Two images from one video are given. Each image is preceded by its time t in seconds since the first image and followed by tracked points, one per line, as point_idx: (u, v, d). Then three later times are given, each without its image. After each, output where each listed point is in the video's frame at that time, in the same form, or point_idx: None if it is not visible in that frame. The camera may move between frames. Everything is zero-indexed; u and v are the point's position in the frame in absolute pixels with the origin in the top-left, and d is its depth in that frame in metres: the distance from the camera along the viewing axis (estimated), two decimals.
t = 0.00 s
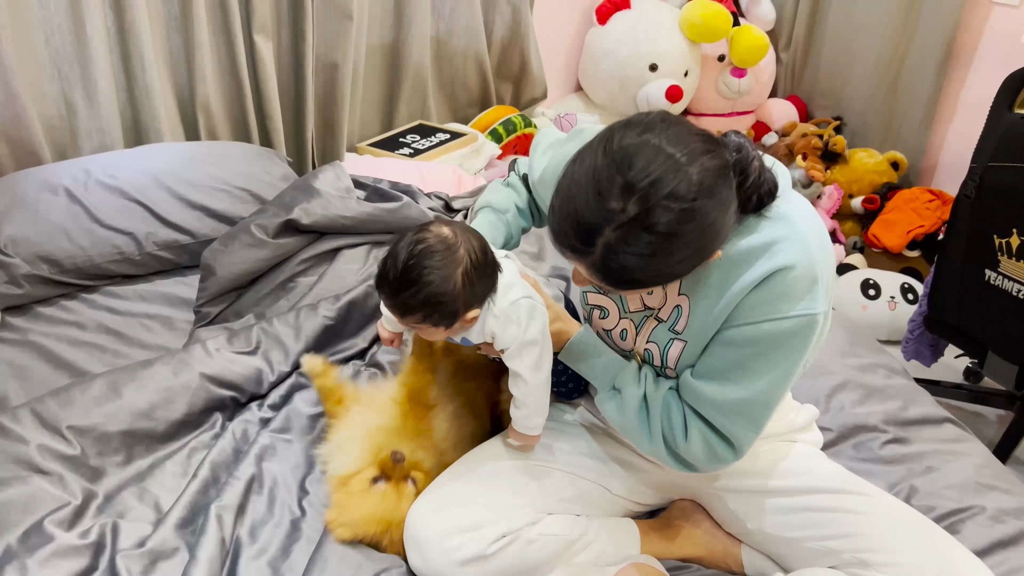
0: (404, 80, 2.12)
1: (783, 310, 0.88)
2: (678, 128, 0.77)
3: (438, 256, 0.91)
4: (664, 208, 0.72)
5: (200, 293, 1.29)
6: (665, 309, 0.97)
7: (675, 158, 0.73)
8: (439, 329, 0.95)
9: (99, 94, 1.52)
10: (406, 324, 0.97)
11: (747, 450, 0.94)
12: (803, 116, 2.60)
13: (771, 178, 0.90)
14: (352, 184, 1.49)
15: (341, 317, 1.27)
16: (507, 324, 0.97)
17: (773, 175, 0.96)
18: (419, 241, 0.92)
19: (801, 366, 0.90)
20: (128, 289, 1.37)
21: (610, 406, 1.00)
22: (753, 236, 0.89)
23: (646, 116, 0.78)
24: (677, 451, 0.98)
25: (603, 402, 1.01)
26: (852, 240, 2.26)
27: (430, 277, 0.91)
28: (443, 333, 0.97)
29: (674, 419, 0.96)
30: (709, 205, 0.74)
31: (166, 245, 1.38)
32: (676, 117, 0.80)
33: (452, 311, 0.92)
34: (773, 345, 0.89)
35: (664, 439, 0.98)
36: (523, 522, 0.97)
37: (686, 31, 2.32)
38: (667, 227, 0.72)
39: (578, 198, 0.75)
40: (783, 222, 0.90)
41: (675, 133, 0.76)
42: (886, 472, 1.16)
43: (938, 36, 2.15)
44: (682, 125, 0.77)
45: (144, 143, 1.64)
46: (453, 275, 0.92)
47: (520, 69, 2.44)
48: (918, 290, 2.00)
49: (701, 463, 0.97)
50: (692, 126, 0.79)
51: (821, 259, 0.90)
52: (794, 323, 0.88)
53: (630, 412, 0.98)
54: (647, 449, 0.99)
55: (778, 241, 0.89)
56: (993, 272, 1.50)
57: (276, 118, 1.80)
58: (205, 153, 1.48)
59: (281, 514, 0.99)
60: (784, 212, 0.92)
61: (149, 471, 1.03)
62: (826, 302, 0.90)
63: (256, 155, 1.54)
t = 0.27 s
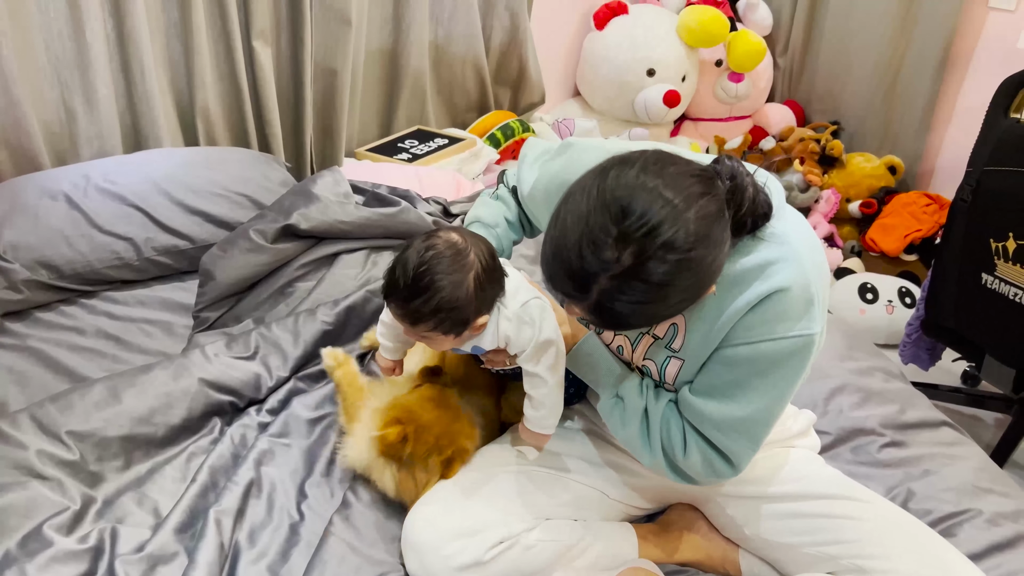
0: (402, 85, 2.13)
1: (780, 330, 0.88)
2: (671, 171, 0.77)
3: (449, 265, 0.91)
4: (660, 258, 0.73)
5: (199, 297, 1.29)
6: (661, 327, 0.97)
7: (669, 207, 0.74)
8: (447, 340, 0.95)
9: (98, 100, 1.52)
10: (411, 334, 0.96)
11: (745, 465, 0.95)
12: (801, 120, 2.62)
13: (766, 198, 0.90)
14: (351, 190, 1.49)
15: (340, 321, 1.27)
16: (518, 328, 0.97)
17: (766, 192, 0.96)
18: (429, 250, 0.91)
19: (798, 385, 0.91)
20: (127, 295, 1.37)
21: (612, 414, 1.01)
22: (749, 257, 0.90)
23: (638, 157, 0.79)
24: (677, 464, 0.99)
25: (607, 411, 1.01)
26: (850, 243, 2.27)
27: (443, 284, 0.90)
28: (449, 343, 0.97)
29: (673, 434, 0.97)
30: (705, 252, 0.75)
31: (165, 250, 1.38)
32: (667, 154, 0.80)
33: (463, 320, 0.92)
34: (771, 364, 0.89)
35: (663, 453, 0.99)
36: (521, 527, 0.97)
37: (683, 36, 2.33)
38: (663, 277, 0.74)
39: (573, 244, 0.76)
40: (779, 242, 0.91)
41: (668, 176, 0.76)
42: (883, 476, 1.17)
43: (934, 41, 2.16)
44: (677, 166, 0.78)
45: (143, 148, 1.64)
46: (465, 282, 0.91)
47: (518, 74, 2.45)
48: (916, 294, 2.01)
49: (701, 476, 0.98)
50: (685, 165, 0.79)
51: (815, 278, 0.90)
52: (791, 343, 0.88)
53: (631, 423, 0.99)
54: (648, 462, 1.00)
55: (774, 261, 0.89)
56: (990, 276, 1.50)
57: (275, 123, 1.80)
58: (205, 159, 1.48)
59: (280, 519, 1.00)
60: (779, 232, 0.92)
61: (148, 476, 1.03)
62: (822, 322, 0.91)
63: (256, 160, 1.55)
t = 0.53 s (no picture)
0: (400, 91, 2.14)
1: (778, 345, 0.88)
2: (668, 200, 0.76)
3: (452, 249, 0.93)
4: (651, 293, 0.74)
5: (196, 302, 1.29)
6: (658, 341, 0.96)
7: (663, 240, 0.74)
8: (446, 326, 0.96)
9: (96, 106, 1.52)
10: (412, 318, 0.98)
11: (740, 478, 0.94)
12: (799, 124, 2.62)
13: (765, 214, 0.89)
14: (348, 194, 1.49)
15: (337, 326, 1.27)
16: (522, 315, 0.99)
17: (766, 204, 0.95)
18: (433, 233, 0.94)
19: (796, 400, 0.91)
20: (124, 300, 1.38)
21: (613, 419, 1.01)
22: (747, 272, 0.89)
23: (635, 183, 0.78)
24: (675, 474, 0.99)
25: (608, 412, 1.02)
26: (848, 246, 2.29)
27: (446, 267, 0.92)
28: (448, 331, 0.98)
29: (671, 445, 0.97)
30: (697, 285, 0.75)
31: (163, 255, 1.38)
32: (665, 178, 0.79)
33: (463, 306, 0.94)
34: (768, 378, 0.89)
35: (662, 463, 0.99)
36: (517, 532, 0.97)
37: (681, 40, 2.33)
38: (653, 311, 0.74)
39: (565, 273, 0.76)
40: (778, 259, 0.90)
41: (663, 206, 0.76)
42: (880, 480, 1.17)
43: (932, 44, 2.16)
44: (673, 194, 0.77)
45: (141, 154, 1.65)
46: (467, 266, 0.93)
47: (516, 79, 2.46)
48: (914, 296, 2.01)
49: (697, 488, 0.98)
50: (683, 191, 0.78)
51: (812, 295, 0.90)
52: (788, 359, 0.88)
53: (631, 432, 0.99)
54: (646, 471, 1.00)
55: (773, 277, 0.89)
56: (987, 278, 1.50)
57: (273, 128, 1.80)
58: (203, 164, 1.48)
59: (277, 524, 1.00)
60: (778, 247, 0.91)
61: (145, 481, 1.03)
62: (820, 337, 0.91)
63: (254, 165, 1.55)
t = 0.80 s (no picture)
0: (399, 93, 2.14)
1: (776, 341, 0.88)
2: (664, 197, 0.77)
3: (465, 226, 0.91)
4: (647, 288, 0.73)
5: (194, 304, 1.29)
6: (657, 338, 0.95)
7: (660, 235, 0.74)
8: (459, 310, 0.92)
9: (94, 109, 1.53)
10: (420, 306, 0.94)
11: (739, 475, 0.95)
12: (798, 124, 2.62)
13: (762, 211, 0.88)
14: (347, 196, 1.49)
15: (335, 328, 1.27)
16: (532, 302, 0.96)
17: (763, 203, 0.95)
18: (444, 212, 0.92)
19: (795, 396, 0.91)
20: (123, 302, 1.38)
21: (613, 416, 1.01)
22: (745, 266, 0.89)
23: (631, 180, 0.78)
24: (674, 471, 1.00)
25: (608, 408, 1.01)
26: (848, 246, 2.29)
27: (461, 244, 0.89)
28: (460, 318, 0.94)
29: (671, 442, 0.97)
30: (693, 281, 0.75)
31: (161, 257, 1.38)
32: (661, 176, 0.80)
33: (478, 285, 0.90)
34: (766, 374, 0.89)
35: (662, 460, 0.99)
36: (515, 533, 0.97)
37: (680, 40, 2.33)
38: (649, 306, 0.74)
39: (561, 268, 0.76)
40: (777, 255, 0.90)
41: (660, 204, 0.76)
42: (879, 480, 1.16)
43: (931, 44, 2.16)
44: (670, 191, 0.77)
45: (140, 157, 1.65)
46: (481, 244, 0.91)
47: (515, 81, 2.46)
48: (914, 296, 2.00)
49: (696, 485, 0.98)
50: (679, 189, 0.78)
51: (811, 291, 0.89)
52: (786, 354, 0.88)
53: (630, 429, 0.99)
54: (645, 468, 1.00)
55: (771, 273, 0.88)
56: (987, 278, 1.50)
57: (271, 131, 1.80)
58: (201, 166, 1.48)
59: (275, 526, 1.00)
60: (776, 244, 0.91)
61: (143, 483, 1.03)
62: (818, 333, 0.91)
63: (252, 167, 1.55)
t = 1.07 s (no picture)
0: (397, 93, 2.14)
1: (773, 331, 0.88)
2: (653, 185, 0.77)
3: (451, 228, 0.90)
4: (637, 274, 0.73)
5: (194, 305, 1.29)
6: (654, 333, 0.96)
7: (649, 222, 0.73)
8: (454, 312, 0.91)
9: (92, 111, 1.52)
10: (414, 312, 0.93)
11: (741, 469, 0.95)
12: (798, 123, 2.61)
13: (755, 203, 0.89)
14: (344, 196, 1.49)
15: (333, 328, 1.27)
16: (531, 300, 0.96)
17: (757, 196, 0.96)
18: (430, 216, 0.91)
19: (794, 387, 0.91)
20: (121, 304, 1.38)
21: (613, 412, 1.00)
22: (740, 259, 0.89)
23: (620, 170, 0.78)
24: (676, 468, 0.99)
25: (609, 404, 1.01)
26: (848, 245, 2.29)
27: (448, 245, 0.89)
28: (455, 320, 0.93)
29: (672, 438, 0.97)
30: (684, 268, 0.75)
31: (160, 258, 1.38)
32: (651, 165, 0.80)
33: (470, 285, 0.90)
34: (764, 365, 0.89)
35: (664, 456, 0.99)
36: (512, 533, 0.97)
37: (679, 39, 2.33)
38: (640, 293, 0.74)
39: (552, 258, 0.76)
40: (771, 245, 0.90)
41: (649, 191, 0.76)
42: (878, 478, 1.16)
43: (930, 42, 2.16)
44: (659, 179, 0.77)
45: (138, 158, 1.65)
46: (469, 244, 0.90)
47: (514, 81, 2.46)
48: (914, 295, 2.00)
49: (698, 480, 0.98)
50: (669, 178, 0.78)
51: (807, 280, 0.90)
52: (783, 345, 0.88)
53: (631, 425, 0.99)
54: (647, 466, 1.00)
55: (765, 263, 0.89)
56: (987, 276, 1.50)
57: (270, 132, 1.80)
58: (199, 166, 1.48)
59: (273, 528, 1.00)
60: (770, 235, 0.91)
61: (141, 485, 1.03)
62: (814, 323, 0.91)
63: (250, 168, 1.54)
